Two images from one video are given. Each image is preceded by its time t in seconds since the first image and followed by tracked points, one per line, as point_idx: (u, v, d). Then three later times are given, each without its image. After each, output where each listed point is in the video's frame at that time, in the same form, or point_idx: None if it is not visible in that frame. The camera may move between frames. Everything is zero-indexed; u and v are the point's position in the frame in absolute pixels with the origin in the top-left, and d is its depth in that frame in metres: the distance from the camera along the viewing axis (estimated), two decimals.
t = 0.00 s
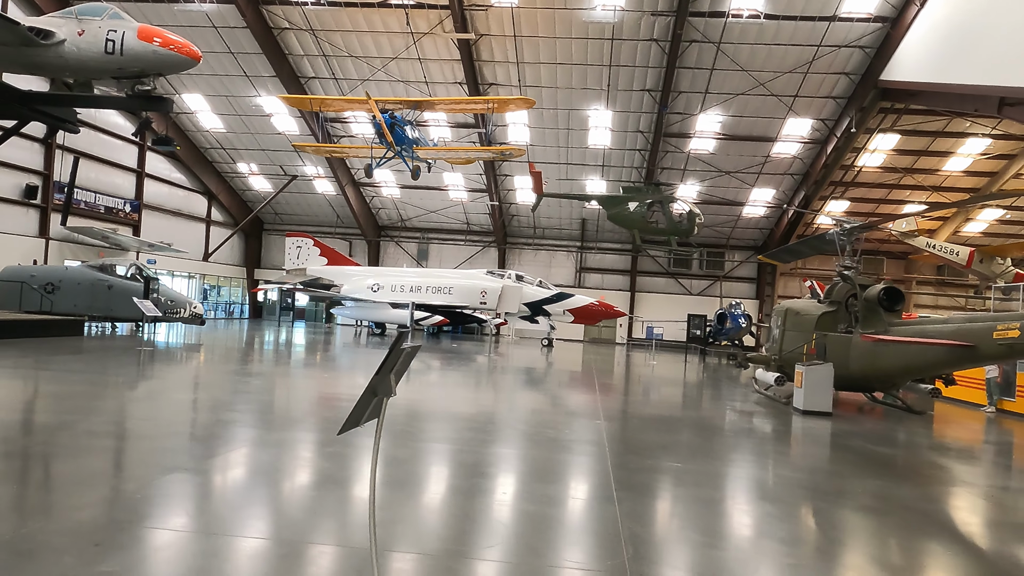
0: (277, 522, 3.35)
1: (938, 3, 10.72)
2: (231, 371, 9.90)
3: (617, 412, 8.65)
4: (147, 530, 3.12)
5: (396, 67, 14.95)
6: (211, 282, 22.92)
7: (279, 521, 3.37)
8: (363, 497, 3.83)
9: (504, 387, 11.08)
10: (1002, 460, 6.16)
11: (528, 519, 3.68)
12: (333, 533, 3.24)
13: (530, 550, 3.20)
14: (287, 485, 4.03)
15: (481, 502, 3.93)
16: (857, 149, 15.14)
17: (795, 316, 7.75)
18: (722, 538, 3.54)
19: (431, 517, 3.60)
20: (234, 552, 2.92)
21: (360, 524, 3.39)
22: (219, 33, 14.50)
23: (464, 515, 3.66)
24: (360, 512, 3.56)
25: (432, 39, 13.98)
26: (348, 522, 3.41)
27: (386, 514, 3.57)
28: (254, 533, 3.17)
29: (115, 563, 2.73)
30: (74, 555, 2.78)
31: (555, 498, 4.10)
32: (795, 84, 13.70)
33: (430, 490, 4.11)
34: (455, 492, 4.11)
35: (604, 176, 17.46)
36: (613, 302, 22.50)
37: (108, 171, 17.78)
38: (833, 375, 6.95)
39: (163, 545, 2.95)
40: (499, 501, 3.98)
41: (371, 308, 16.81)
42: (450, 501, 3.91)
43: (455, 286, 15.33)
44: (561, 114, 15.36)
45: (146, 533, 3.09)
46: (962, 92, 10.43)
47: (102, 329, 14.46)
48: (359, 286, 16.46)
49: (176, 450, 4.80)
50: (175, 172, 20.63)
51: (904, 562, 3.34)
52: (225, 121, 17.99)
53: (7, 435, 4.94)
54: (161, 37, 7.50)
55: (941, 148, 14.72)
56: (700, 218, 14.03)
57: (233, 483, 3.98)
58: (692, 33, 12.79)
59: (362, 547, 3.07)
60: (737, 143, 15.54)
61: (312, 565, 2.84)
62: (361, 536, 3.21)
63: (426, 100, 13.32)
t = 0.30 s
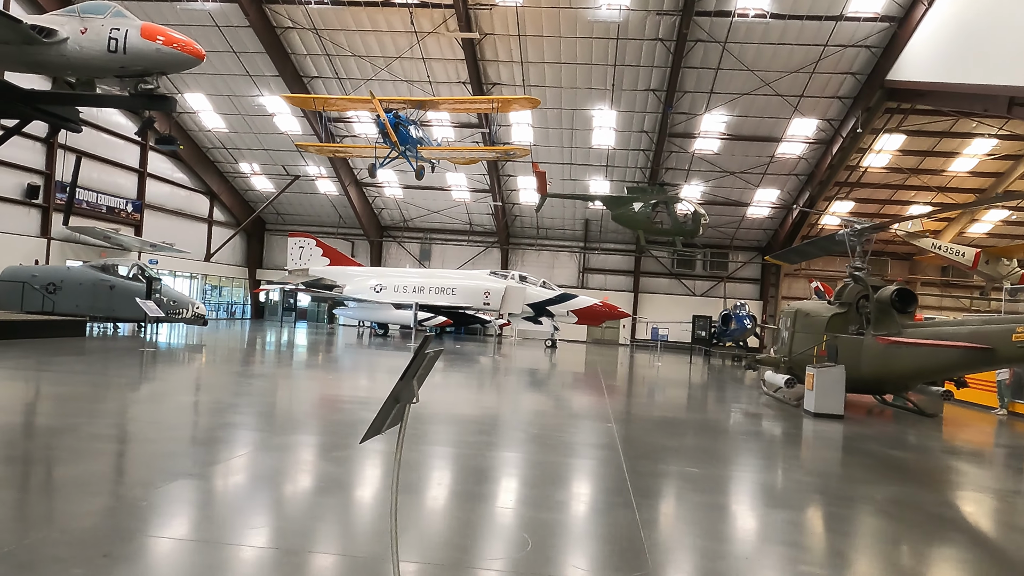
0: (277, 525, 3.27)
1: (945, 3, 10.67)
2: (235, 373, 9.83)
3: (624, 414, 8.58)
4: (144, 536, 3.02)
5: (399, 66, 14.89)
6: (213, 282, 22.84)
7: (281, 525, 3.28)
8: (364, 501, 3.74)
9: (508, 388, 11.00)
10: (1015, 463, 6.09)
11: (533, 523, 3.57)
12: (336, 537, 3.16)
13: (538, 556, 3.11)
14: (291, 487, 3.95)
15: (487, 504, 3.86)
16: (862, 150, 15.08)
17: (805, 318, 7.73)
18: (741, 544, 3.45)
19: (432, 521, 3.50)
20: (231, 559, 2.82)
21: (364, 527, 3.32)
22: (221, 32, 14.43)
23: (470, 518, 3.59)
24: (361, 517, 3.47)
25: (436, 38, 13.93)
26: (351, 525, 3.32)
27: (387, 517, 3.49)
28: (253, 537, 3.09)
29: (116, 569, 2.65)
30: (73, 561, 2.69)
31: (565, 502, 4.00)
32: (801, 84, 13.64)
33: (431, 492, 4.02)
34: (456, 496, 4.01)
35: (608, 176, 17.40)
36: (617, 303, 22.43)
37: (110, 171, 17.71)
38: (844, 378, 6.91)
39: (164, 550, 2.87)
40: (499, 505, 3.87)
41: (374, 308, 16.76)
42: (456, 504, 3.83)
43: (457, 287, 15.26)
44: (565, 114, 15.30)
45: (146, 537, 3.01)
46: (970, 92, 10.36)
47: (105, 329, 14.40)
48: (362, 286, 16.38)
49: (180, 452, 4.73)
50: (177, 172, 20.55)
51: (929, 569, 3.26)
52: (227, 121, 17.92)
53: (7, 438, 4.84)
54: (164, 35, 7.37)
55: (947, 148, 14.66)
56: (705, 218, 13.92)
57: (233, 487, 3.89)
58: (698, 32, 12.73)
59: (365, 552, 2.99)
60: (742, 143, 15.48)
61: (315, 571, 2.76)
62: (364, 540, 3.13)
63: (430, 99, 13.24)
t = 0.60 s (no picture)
0: (281, 526, 3.20)
1: None
2: (242, 372, 9.78)
3: (633, 414, 8.51)
4: (147, 539, 2.93)
5: (404, 65, 14.83)
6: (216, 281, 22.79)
7: (283, 525, 3.21)
8: (369, 501, 3.67)
9: (514, 388, 10.95)
10: None
11: (544, 526, 3.47)
12: (339, 539, 3.08)
13: (553, 560, 3.01)
14: (294, 488, 3.87)
15: (495, 506, 3.78)
16: (870, 149, 15.01)
17: (817, 318, 7.69)
18: (760, 546, 3.38)
19: (437, 522, 3.42)
20: (235, 563, 2.72)
21: (368, 528, 3.25)
22: (226, 30, 14.37)
23: (477, 519, 3.52)
24: (366, 519, 3.38)
25: (441, 36, 13.88)
26: (356, 526, 3.25)
27: (392, 518, 3.42)
28: (256, 538, 3.02)
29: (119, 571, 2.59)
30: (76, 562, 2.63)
31: (577, 504, 3.91)
32: (809, 82, 13.57)
33: (436, 493, 3.93)
34: (460, 497, 3.92)
35: (613, 175, 17.34)
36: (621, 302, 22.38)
37: (114, 169, 17.65)
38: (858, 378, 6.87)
39: (166, 551, 2.80)
40: (506, 506, 3.79)
41: (379, 308, 16.70)
42: (462, 504, 3.76)
43: (462, 286, 15.26)
44: (571, 113, 15.25)
45: (149, 537, 2.94)
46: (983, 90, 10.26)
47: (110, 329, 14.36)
48: (366, 285, 16.33)
49: (186, 451, 4.67)
50: (181, 171, 20.49)
51: (957, 572, 3.18)
52: (231, 119, 17.87)
53: (11, 439, 4.75)
54: (170, 32, 7.38)
55: (955, 147, 14.60)
56: (712, 218, 13.82)
57: (236, 487, 3.79)
58: (705, 30, 12.67)
59: (371, 554, 2.91)
60: (748, 142, 15.42)
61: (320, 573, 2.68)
62: (370, 542, 3.06)
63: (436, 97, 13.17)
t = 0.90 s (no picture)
0: (285, 532, 3.13)
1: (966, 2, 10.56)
2: (249, 375, 9.73)
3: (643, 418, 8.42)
4: (150, 547, 2.84)
5: (410, 67, 14.81)
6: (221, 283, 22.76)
7: (286, 532, 3.14)
8: (373, 506, 3.60)
9: (522, 391, 10.88)
10: None
11: (560, 535, 3.36)
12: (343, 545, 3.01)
13: (572, 572, 2.90)
14: (298, 493, 3.79)
15: (502, 511, 3.71)
16: (877, 151, 14.96)
17: (831, 322, 7.67)
18: (780, 554, 3.30)
19: (444, 528, 3.35)
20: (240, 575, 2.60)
21: (373, 534, 3.18)
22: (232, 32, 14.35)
23: (484, 524, 3.45)
24: (371, 526, 3.28)
25: (448, 38, 13.86)
26: (360, 532, 3.18)
27: (397, 524, 3.35)
28: (258, 545, 2.95)
29: None
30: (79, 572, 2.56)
31: (593, 512, 3.82)
32: (817, 84, 13.52)
33: (440, 498, 3.86)
34: (466, 503, 3.83)
35: (619, 177, 17.28)
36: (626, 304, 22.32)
37: (120, 171, 17.63)
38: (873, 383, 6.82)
39: (170, 559, 2.74)
40: (512, 512, 3.72)
41: (384, 310, 16.69)
42: (468, 510, 3.68)
43: (467, 289, 15.25)
44: (577, 115, 15.21)
45: (152, 546, 2.87)
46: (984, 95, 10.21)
47: (116, 331, 14.34)
48: (371, 288, 16.29)
49: (193, 456, 4.61)
50: (186, 173, 20.47)
51: None
52: (237, 122, 17.85)
53: (16, 445, 4.68)
54: (178, 34, 7.30)
55: (963, 150, 14.56)
56: (720, 220, 13.73)
57: (240, 495, 3.68)
58: (713, 32, 12.64)
59: (378, 561, 2.84)
60: (755, 144, 15.36)
61: None
62: (375, 549, 2.98)
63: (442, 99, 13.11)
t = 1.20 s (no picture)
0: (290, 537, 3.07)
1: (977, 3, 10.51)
2: (257, 379, 9.70)
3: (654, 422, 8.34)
4: (153, 552, 2.79)
5: (418, 69, 14.82)
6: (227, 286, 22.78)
7: (291, 536, 3.07)
8: (379, 511, 3.53)
9: (532, 395, 10.81)
10: None
11: (574, 541, 3.28)
12: (349, 550, 2.94)
13: None
14: (303, 498, 3.72)
15: (510, 515, 3.63)
16: (887, 154, 14.89)
17: (846, 326, 7.61)
18: (799, 560, 3.22)
19: (451, 533, 3.28)
20: None
21: (381, 539, 3.11)
22: (241, 35, 14.39)
23: (493, 528, 3.37)
24: (379, 532, 3.19)
25: (456, 41, 13.86)
26: (366, 536, 3.12)
27: (404, 529, 3.27)
28: (263, 550, 2.88)
29: None
30: None
31: (606, 517, 3.74)
32: (827, 86, 13.45)
33: (447, 502, 3.79)
34: (473, 507, 3.76)
35: (627, 180, 17.22)
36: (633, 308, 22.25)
37: (127, 174, 17.67)
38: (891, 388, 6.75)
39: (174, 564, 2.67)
40: (520, 516, 3.64)
41: (391, 313, 16.73)
42: (476, 514, 3.60)
43: (475, 292, 15.12)
44: (585, 118, 15.17)
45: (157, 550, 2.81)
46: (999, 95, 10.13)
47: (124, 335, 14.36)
48: (378, 291, 16.24)
49: (201, 459, 4.56)
50: (193, 176, 20.51)
51: None
52: (244, 125, 17.88)
53: (24, 448, 4.64)
54: (188, 36, 7.21)
55: (973, 152, 14.46)
56: (729, 223, 13.61)
57: (247, 501, 3.60)
58: (722, 34, 12.59)
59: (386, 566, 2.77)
60: (764, 147, 15.29)
61: None
62: (383, 554, 2.91)
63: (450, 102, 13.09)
